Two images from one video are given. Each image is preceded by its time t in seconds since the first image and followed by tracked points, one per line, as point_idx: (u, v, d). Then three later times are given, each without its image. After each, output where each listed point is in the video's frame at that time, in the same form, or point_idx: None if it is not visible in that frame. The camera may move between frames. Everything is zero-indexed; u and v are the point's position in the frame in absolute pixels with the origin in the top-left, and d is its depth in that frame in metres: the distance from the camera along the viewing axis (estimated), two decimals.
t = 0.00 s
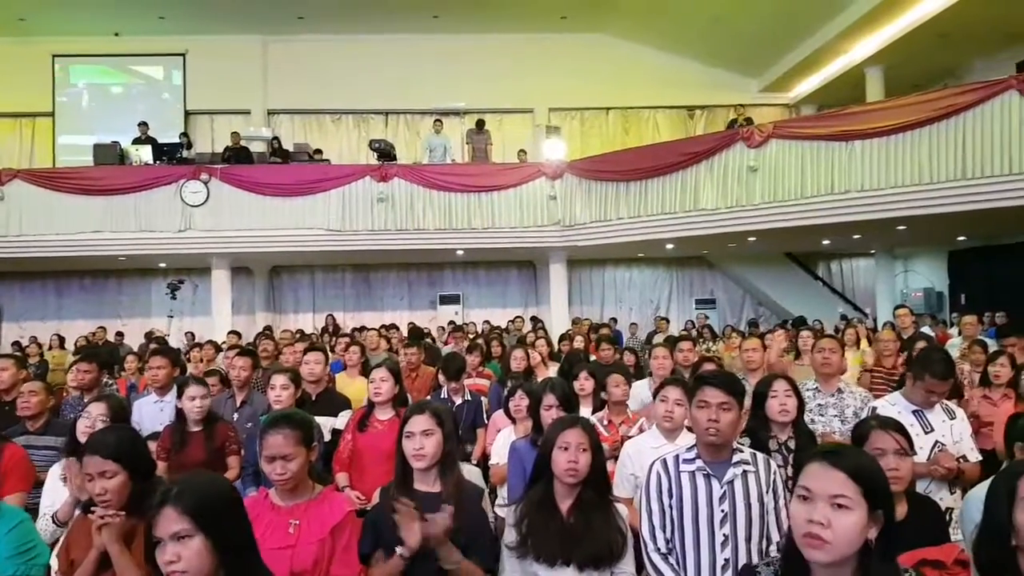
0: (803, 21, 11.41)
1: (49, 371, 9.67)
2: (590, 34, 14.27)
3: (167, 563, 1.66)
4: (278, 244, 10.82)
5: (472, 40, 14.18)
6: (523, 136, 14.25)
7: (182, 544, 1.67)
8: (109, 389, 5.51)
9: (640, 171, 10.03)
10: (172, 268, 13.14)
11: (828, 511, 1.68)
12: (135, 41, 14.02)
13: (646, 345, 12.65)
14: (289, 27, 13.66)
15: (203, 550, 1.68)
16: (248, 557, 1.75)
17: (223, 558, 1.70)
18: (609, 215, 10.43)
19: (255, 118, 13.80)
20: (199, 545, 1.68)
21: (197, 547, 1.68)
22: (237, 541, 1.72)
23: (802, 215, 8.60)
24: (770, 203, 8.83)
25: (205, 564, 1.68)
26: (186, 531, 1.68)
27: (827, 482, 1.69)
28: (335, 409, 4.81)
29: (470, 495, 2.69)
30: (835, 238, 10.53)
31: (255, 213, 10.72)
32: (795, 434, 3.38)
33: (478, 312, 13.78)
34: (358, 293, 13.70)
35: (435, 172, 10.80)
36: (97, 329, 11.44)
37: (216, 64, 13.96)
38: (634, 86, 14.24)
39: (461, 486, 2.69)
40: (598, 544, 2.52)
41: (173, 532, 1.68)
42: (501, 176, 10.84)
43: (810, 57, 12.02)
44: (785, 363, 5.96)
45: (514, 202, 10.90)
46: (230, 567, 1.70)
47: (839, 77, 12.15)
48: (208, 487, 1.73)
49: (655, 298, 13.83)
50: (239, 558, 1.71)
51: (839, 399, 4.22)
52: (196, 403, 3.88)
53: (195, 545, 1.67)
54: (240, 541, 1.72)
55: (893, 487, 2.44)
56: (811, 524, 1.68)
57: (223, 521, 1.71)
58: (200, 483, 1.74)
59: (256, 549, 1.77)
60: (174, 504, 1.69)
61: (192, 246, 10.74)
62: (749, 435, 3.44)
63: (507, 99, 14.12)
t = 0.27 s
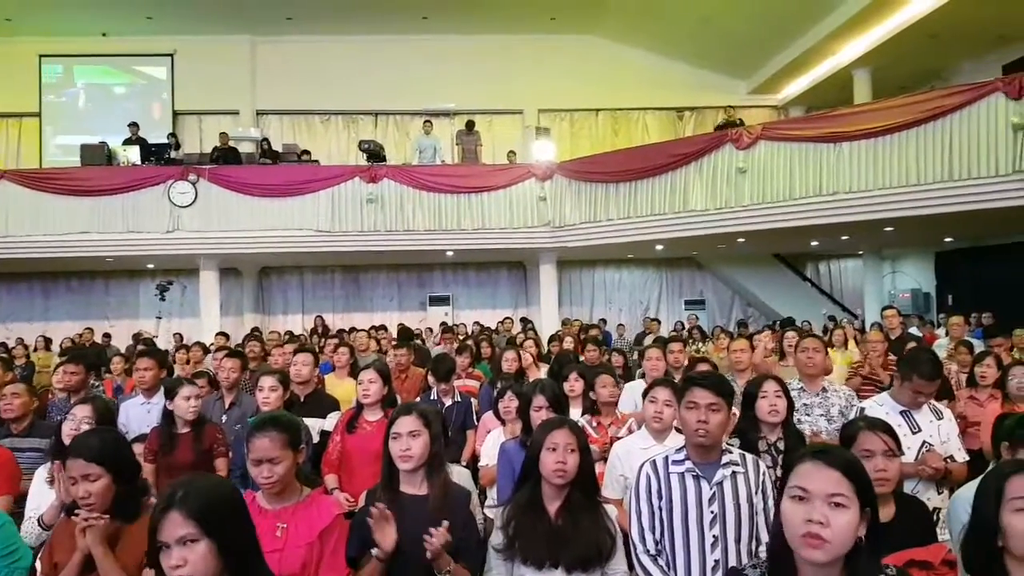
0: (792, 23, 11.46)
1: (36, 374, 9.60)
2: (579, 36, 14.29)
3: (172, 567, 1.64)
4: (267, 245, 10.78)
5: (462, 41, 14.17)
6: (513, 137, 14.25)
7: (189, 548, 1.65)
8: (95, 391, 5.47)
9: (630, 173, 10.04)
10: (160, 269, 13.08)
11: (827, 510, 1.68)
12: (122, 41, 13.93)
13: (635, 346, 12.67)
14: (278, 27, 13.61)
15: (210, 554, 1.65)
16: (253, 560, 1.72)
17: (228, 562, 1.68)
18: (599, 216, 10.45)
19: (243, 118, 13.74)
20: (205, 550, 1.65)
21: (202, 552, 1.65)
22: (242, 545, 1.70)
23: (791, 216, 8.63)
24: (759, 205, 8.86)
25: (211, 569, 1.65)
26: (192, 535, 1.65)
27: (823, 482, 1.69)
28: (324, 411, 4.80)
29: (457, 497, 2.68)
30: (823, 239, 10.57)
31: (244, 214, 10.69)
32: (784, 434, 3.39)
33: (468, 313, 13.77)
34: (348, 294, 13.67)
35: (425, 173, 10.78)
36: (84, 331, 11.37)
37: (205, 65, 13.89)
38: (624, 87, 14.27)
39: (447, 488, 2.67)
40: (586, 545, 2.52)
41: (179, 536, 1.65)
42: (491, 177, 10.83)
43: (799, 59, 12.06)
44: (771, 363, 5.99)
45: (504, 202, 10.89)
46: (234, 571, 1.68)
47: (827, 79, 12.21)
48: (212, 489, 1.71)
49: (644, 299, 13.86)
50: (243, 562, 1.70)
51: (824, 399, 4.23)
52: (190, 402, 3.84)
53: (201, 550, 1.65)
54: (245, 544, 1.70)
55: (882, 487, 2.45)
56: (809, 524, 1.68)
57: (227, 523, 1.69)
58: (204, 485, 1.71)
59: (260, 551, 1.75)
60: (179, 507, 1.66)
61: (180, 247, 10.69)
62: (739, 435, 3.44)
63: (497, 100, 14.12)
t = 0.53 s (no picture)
0: (778, 24, 11.51)
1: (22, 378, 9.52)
2: (567, 37, 14.31)
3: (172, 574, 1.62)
4: (256, 247, 10.74)
5: (450, 42, 14.16)
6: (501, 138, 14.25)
7: (188, 554, 1.63)
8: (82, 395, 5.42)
9: (619, 173, 10.07)
10: (148, 271, 13.00)
11: (820, 506, 1.69)
12: (108, 43, 13.84)
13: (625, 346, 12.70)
14: (266, 28, 13.56)
15: (210, 559, 1.64)
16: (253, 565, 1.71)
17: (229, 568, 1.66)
18: (588, 217, 10.46)
19: (231, 120, 13.69)
20: (205, 555, 1.64)
21: (202, 557, 1.64)
22: (242, 549, 1.68)
23: (778, 216, 8.67)
24: (747, 205, 8.90)
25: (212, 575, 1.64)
26: (192, 540, 1.64)
27: (817, 479, 1.70)
28: (313, 413, 4.77)
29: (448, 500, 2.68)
30: (811, 239, 10.62)
31: (232, 216, 10.65)
32: (775, 434, 3.39)
33: (458, 314, 13.75)
34: (337, 296, 13.63)
35: (415, 175, 10.76)
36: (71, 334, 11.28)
37: (192, 66, 13.83)
38: (612, 88, 14.30)
39: (437, 491, 2.68)
40: (577, 545, 2.50)
41: (178, 542, 1.63)
42: (480, 178, 10.82)
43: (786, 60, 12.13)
44: (759, 363, 6.02)
45: (494, 203, 10.89)
46: None
47: (815, 80, 12.28)
48: (211, 492, 1.70)
49: (634, 299, 13.89)
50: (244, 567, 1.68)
51: (808, 396, 4.25)
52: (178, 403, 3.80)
53: (201, 555, 1.63)
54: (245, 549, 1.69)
55: (869, 487, 2.46)
56: (804, 521, 1.68)
57: (227, 528, 1.68)
58: (202, 490, 1.70)
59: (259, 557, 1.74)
60: (179, 512, 1.65)
61: (167, 250, 10.63)
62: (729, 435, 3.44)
63: (486, 101, 14.12)
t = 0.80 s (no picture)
0: (768, 27, 11.56)
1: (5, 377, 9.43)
2: (558, 38, 14.32)
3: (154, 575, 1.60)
4: (243, 246, 10.69)
5: (440, 42, 14.14)
6: (491, 139, 14.25)
7: (170, 554, 1.61)
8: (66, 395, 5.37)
9: (608, 175, 10.08)
10: (135, 270, 12.91)
11: (809, 507, 1.69)
12: (95, 40, 13.75)
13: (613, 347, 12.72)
14: (255, 27, 13.50)
15: (192, 560, 1.62)
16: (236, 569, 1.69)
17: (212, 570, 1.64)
18: (577, 218, 10.48)
19: (219, 118, 13.62)
20: (187, 556, 1.62)
21: (184, 558, 1.62)
22: (226, 551, 1.67)
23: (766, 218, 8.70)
24: (735, 207, 8.93)
25: None
26: (175, 541, 1.62)
27: (806, 481, 1.71)
28: (301, 413, 4.75)
29: (437, 501, 2.65)
30: (798, 241, 10.67)
31: (220, 215, 10.59)
32: (763, 436, 3.40)
33: (447, 315, 13.74)
34: (325, 296, 13.58)
35: (404, 175, 10.74)
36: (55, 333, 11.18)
37: (180, 64, 13.75)
38: (602, 90, 14.33)
39: (426, 492, 2.66)
40: (565, 546, 2.48)
41: (160, 542, 1.62)
42: (470, 178, 10.81)
43: (775, 63, 12.18)
44: (746, 365, 6.05)
45: (484, 204, 10.88)
46: None
47: (803, 83, 12.34)
48: (195, 492, 1.69)
49: (622, 301, 13.91)
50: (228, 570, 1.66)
51: (792, 398, 4.27)
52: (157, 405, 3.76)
53: (183, 556, 1.62)
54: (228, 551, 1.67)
55: (856, 488, 2.47)
56: (792, 521, 1.68)
57: (210, 529, 1.66)
58: (187, 490, 1.69)
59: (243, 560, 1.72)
60: (162, 513, 1.64)
61: (154, 249, 10.56)
62: (718, 436, 3.45)
63: (475, 101, 14.11)
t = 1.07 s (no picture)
0: (754, 31, 11.63)
1: None
2: (546, 39, 14.33)
3: None
4: (229, 246, 10.62)
5: (428, 42, 14.12)
6: (479, 140, 14.23)
7: (135, 557, 1.60)
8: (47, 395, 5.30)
9: (595, 176, 10.09)
10: (119, 270, 12.81)
11: (792, 508, 1.69)
12: (79, 36, 13.61)
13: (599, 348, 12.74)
14: (241, 25, 13.42)
15: (157, 563, 1.60)
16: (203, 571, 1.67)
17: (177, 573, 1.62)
18: (565, 219, 10.48)
19: (205, 117, 13.52)
20: (152, 559, 1.60)
21: (149, 561, 1.60)
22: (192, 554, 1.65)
23: (752, 221, 8.74)
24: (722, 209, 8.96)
25: None
26: (140, 543, 1.60)
27: (787, 482, 1.71)
28: (285, 414, 4.72)
29: (424, 503, 2.61)
30: (784, 243, 10.73)
31: (205, 215, 10.52)
32: (748, 437, 3.41)
33: (434, 315, 13.71)
34: (311, 297, 13.52)
35: (391, 175, 10.71)
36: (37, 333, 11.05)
37: (166, 62, 13.65)
38: (590, 91, 14.35)
39: (414, 494, 2.61)
40: (551, 547, 2.47)
41: (125, 545, 1.60)
42: (457, 179, 10.80)
43: (762, 66, 12.25)
44: (733, 366, 6.07)
45: (471, 205, 10.87)
46: None
47: (789, 87, 12.42)
48: (163, 493, 1.67)
49: (609, 302, 13.94)
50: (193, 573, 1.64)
51: (777, 399, 4.28)
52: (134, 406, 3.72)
53: (147, 559, 1.60)
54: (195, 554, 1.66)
55: (840, 489, 2.48)
56: (775, 522, 1.68)
57: (177, 531, 1.64)
58: (155, 491, 1.67)
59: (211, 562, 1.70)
60: (128, 514, 1.62)
61: (137, 248, 10.46)
62: (704, 437, 3.45)
63: (463, 102, 14.10)
